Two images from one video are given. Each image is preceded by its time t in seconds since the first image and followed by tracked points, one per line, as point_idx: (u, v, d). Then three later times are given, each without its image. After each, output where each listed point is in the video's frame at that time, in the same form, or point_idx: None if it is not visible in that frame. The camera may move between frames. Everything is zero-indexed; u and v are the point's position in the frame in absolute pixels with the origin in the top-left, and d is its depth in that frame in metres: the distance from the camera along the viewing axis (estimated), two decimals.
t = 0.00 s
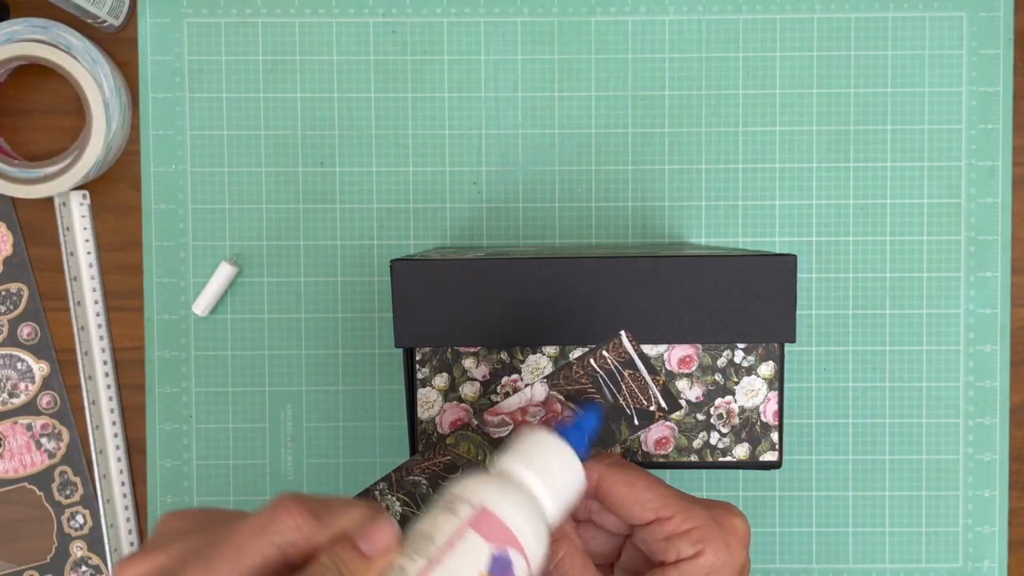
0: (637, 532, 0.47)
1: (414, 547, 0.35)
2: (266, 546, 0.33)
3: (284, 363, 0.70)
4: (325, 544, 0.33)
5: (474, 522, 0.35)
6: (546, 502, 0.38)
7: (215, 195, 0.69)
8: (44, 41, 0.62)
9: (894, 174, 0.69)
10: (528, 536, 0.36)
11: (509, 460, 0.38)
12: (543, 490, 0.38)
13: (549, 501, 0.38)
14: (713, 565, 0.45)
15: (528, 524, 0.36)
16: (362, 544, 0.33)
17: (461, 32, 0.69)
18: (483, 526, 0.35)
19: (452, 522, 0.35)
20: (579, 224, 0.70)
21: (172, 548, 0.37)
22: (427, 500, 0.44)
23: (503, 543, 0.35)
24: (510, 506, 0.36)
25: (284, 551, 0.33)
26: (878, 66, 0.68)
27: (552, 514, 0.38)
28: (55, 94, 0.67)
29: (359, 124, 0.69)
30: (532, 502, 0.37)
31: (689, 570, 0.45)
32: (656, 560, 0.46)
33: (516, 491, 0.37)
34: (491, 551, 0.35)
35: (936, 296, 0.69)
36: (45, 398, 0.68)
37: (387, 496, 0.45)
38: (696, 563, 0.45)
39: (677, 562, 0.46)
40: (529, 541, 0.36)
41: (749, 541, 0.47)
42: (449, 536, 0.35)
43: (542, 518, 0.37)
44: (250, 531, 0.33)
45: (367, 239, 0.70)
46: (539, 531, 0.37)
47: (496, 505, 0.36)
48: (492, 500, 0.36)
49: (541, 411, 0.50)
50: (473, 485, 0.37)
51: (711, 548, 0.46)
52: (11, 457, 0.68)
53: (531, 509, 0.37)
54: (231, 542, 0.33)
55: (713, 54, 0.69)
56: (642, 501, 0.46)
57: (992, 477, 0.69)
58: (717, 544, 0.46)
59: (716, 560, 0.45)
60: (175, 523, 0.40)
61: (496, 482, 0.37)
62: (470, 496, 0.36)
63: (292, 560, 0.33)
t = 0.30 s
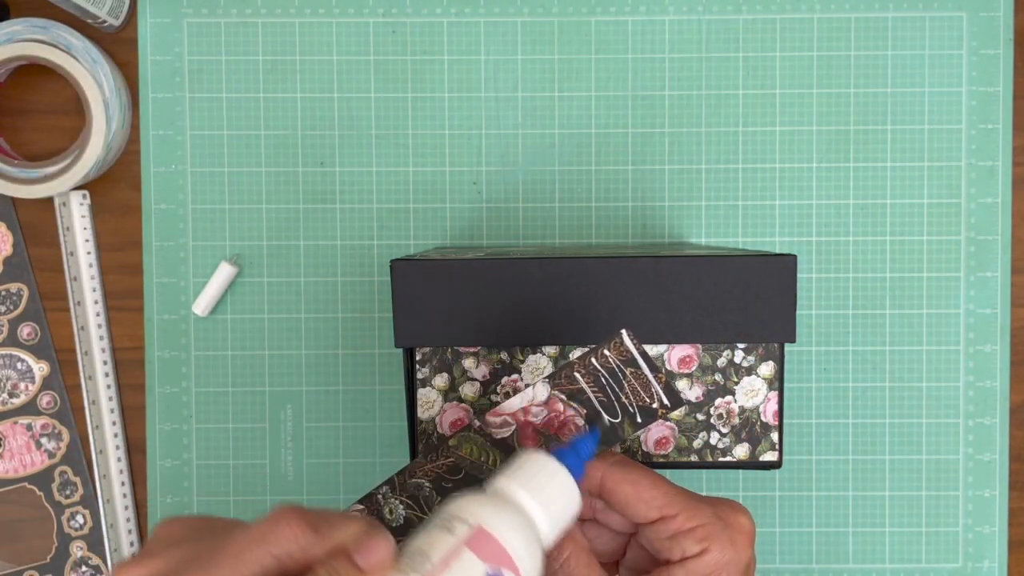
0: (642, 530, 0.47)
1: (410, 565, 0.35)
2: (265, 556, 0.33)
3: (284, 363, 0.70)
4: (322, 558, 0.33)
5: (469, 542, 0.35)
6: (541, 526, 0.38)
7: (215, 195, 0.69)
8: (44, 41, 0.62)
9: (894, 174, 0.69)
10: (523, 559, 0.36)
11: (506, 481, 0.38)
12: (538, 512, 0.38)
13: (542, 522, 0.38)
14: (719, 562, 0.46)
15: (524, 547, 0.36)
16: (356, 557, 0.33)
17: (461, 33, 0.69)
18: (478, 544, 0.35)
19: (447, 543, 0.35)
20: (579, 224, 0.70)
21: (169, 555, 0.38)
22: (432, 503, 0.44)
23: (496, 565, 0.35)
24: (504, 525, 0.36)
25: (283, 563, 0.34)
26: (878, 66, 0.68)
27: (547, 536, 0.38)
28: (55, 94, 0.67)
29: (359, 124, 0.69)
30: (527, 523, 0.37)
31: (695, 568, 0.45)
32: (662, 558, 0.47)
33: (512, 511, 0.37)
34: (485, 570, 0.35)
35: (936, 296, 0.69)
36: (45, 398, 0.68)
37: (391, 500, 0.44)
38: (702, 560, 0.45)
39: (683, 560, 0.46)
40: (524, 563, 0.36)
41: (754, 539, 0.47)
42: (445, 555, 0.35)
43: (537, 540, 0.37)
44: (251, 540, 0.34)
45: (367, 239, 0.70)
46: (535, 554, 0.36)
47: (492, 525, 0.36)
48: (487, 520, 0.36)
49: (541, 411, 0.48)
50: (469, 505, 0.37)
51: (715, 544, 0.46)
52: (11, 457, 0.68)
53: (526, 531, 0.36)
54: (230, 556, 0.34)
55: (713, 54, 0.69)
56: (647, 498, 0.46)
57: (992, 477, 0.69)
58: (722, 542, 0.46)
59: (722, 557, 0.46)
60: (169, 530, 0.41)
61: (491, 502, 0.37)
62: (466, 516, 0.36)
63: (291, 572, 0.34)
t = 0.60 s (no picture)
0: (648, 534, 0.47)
1: None
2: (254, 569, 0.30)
3: (284, 363, 0.70)
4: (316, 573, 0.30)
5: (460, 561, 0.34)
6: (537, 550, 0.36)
7: (215, 195, 0.69)
8: (44, 41, 0.62)
9: (894, 174, 0.69)
10: None
11: (501, 499, 0.37)
12: (532, 535, 0.36)
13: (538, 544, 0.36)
14: (727, 565, 0.46)
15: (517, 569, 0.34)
16: None
17: (461, 33, 0.69)
18: (469, 564, 0.34)
19: (439, 558, 0.34)
20: (578, 224, 0.70)
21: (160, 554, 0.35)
22: (438, 505, 0.41)
23: None
24: (497, 546, 0.34)
25: None
26: (878, 66, 0.68)
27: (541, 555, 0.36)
28: (55, 94, 0.67)
29: (359, 123, 0.69)
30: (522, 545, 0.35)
31: (703, 570, 0.45)
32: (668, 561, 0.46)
33: (505, 529, 0.35)
34: None
35: (936, 296, 0.69)
36: (45, 398, 0.68)
37: (395, 502, 0.42)
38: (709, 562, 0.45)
39: (690, 563, 0.46)
40: None
41: (760, 540, 0.48)
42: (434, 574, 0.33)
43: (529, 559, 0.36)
44: (235, 557, 0.30)
45: (367, 239, 0.70)
46: None
47: (485, 545, 0.34)
48: (478, 539, 0.34)
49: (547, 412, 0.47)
50: (461, 522, 0.35)
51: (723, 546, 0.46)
52: (11, 457, 0.68)
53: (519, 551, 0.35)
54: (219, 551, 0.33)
55: (713, 54, 0.69)
56: (654, 500, 0.46)
57: (992, 477, 0.69)
58: (729, 545, 0.46)
59: (730, 560, 0.46)
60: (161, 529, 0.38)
61: (485, 520, 0.35)
62: (458, 534, 0.35)
63: None
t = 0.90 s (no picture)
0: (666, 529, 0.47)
1: None
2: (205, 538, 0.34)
3: (284, 363, 0.70)
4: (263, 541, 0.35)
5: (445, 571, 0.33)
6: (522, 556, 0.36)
7: (215, 195, 0.69)
8: (44, 41, 0.62)
9: (894, 174, 0.69)
10: None
11: (488, 508, 0.36)
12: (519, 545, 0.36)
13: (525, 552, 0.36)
14: (743, 563, 0.46)
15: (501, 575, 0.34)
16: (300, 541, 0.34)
17: (461, 33, 0.69)
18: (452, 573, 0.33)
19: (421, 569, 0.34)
20: (578, 224, 0.70)
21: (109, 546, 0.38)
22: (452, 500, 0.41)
23: None
24: (481, 553, 0.34)
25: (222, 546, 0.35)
26: (878, 66, 0.68)
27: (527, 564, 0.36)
28: (55, 94, 0.67)
29: (359, 123, 0.69)
30: (509, 555, 0.35)
31: (719, 568, 0.46)
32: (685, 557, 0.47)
33: (492, 539, 0.35)
34: None
35: (936, 296, 0.69)
36: (45, 398, 0.68)
37: (409, 497, 0.42)
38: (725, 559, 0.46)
39: (706, 560, 0.46)
40: None
41: (778, 536, 0.48)
42: None
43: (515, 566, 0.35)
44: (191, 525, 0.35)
45: (367, 239, 0.70)
46: None
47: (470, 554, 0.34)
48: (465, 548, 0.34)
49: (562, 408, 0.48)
50: (448, 530, 0.35)
51: (741, 544, 0.46)
52: (11, 457, 0.68)
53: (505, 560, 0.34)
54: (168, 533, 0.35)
55: (713, 54, 0.69)
56: (671, 497, 0.46)
57: (992, 477, 0.69)
58: (748, 542, 0.46)
59: (748, 557, 0.46)
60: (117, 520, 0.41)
61: (471, 528, 0.35)
62: (443, 542, 0.34)
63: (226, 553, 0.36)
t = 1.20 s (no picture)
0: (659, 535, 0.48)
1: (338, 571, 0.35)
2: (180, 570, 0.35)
3: (283, 363, 0.70)
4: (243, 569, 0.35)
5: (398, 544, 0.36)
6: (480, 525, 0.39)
7: (215, 195, 0.69)
8: (43, 41, 0.62)
9: (894, 174, 0.69)
10: (459, 561, 0.37)
11: (444, 481, 0.39)
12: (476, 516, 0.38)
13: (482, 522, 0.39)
14: (735, 563, 0.47)
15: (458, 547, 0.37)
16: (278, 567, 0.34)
17: (461, 32, 0.69)
18: (406, 548, 0.36)
19: (376, 545, 0.36)
20: (578, 224, 0.70)
21: None
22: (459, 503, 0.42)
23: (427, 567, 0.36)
24: (435, 526, 0.37)
25: None
26: (878, 66, 0.68)
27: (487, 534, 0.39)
28: (55, 94, 0.67)
29: (359, 123, 0.69)
30: (465, 527, 0.38)
31: (712, 569, 0.46)
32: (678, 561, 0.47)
33: (445, 510, 0.38)
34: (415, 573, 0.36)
35: (936, 296, 0.69)
36: (45, 398, 0.68)
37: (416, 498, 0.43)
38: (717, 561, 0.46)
39: (699, 562, 0.46)
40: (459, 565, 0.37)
41: (769, 538, 0.48)
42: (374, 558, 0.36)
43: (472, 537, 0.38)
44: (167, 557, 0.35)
45: (367, 239, 0.70)
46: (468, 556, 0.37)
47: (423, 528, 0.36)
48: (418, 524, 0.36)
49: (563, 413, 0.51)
50: (403, 508, 0.37)
51: (733, 545, 0.47)
52: (11, 457, 0.68)
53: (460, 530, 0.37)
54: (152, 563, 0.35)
55: (713, 54, 0.69)
56: (663, 501, 0.47)
57: (992, 477, 0.69)
58: (739, 544, 0.47)
59: (739, 558, 0.47)
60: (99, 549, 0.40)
61: (425, 504, 0.38)
62: (397, 520, 0.37)
63: None
